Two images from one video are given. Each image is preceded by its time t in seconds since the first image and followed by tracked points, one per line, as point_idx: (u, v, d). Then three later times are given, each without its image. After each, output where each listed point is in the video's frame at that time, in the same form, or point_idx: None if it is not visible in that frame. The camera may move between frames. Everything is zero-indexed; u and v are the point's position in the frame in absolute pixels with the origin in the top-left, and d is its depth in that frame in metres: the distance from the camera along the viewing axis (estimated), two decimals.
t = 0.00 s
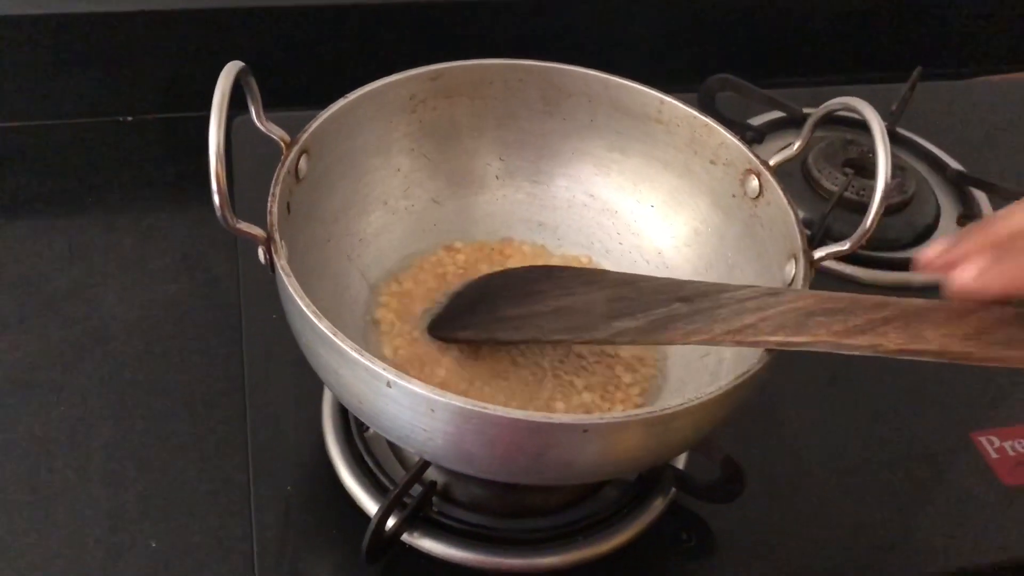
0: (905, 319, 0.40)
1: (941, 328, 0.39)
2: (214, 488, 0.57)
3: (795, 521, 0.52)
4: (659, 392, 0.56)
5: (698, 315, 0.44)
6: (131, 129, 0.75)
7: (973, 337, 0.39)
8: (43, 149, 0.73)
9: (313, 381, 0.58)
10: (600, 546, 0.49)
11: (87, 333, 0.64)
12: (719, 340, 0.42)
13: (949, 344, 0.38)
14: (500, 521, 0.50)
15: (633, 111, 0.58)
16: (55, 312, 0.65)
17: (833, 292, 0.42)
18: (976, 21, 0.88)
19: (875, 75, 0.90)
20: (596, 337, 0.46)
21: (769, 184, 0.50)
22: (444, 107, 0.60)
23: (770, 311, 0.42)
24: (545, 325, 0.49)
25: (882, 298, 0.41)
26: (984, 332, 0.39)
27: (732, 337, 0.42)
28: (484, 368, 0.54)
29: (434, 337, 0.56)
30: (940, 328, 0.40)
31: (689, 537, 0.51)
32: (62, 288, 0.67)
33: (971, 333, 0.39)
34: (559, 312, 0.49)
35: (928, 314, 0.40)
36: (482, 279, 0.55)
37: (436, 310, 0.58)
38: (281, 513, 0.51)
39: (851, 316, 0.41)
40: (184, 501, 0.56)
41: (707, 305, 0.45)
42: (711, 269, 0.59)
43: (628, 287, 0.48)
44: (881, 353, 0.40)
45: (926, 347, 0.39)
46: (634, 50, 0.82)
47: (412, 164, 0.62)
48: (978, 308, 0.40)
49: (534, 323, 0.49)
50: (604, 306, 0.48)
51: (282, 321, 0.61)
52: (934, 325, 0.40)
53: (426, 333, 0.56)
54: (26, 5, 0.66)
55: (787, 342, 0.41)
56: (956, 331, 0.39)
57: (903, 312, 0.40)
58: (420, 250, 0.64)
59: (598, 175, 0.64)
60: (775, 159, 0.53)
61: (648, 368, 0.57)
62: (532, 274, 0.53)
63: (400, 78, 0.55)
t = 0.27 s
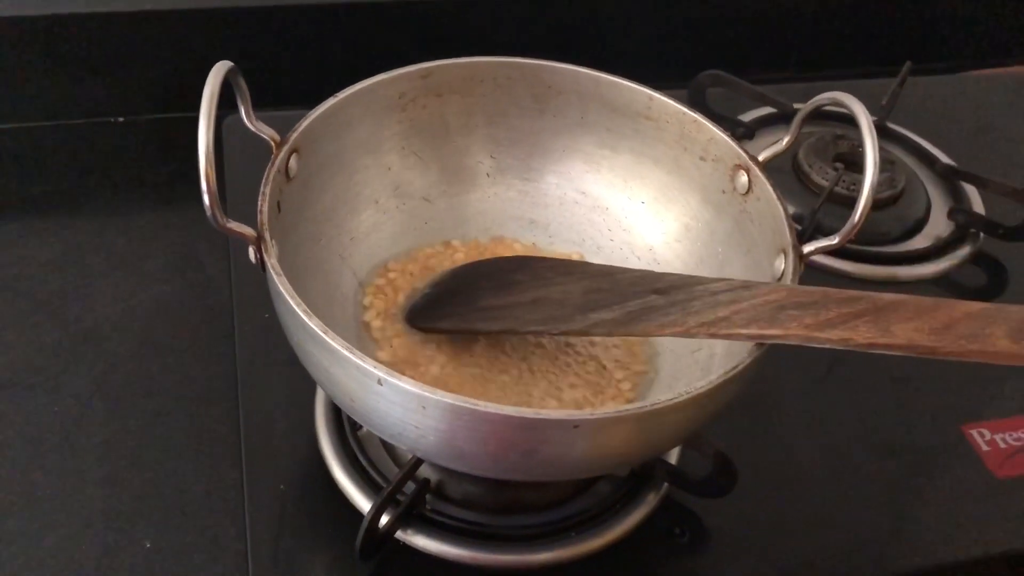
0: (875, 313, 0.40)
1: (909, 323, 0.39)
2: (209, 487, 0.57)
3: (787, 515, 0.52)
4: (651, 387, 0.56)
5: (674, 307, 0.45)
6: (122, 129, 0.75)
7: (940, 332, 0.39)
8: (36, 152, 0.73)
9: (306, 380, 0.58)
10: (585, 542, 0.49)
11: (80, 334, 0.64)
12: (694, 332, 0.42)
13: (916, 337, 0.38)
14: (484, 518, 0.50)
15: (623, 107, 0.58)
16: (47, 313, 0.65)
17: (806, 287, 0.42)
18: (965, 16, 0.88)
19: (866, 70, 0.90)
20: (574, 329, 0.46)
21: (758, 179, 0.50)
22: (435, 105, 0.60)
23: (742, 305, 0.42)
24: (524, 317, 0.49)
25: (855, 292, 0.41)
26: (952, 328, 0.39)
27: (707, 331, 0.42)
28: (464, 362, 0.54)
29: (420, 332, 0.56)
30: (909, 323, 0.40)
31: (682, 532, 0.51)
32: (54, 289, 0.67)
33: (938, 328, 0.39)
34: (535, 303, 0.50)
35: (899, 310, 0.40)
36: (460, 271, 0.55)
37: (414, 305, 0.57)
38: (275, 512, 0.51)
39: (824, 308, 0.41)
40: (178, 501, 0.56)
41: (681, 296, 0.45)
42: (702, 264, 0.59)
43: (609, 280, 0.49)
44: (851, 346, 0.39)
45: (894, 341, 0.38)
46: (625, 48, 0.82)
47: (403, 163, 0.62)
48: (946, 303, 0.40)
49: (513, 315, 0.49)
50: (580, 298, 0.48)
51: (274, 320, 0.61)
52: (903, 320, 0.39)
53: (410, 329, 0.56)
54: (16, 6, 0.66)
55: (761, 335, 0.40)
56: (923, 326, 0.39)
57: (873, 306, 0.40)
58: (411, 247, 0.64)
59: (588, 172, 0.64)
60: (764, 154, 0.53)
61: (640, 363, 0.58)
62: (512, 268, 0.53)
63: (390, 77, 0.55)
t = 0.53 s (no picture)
0: (871, 307, 0.40)
1: (905, 317, 0.39)
2: (207, 487, 0.57)
3: (784, 510, 0.53)
4: (648, 383, 0.56)
5: (670, 303, 0.45)
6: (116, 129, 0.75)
7: (937, 325, 0.39)
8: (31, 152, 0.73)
9: (304, 378, 0.58)
10: (583, 538, 0.49)
11: (76, 334, 0.64)
12: (691, 327, 0.42)
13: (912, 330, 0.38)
14: (481, 515, 0.50)
15: (618, 104, 0.58)
16: (43, 313, 0.65)
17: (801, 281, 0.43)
18: (959, 13, 0.89)
19: (860, 68, 0.90)
20: (569, 325, 0.46)
21: (754, 174, 0.51)
22: (430, 103, 0.60)
23: (737, 300, 0.42)
24: (520, 313, 0.49)
25: (850, 287, 0.41)
26: (948, 321, 0.39)
27: (703, 325, 0.42)
28: (459, 359, 0.54)
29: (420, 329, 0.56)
30: (904, 316, 0.40)
31: (680, 527, 0.51)
32: (50, 289, 0.67)
33: (933, 321, 0.39)
34: (530, 299, 0.50)
35: (894, 303, 0.40)
36: (455, 269, 0.55)
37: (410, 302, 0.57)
38: (273, 511, 0.51)
39: (822, 303, 0.41)
40: (176, 501, 0.56)
41: (677, 292, 0.45)
42: (698, 260, 0.59)
43: (604, 276, 0.49)
44: (847, 340, 0.39)
45: (890, 334, 0.39)
46: (620, 46, 0.82)
47: (399, 161, 0.63)
48: (942, 297, 0.40)
49: (508, 312, 0.49)
50: (576, 294, 0.48)
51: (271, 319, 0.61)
52: (899, 314, 0.40)
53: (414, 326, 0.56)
54: (11, 6, 0.66)
55: (757, 329, 0.40)
56: (919, 320, 0.39)
57: (867, 300, 0.41)
58: (408, 245, 0.64)
59: (583, 169, 0.64)
60: (758, 150, 0.53)
61: (637, 359, 0.58)
62: (507, 264, 0.53)
63: (385, 75, 0.55)
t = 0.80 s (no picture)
0: (867, 303, 0.40)
1: (901, 312, 0.40)
2: (208, 485, 0.57)
3: (783, 504, 0.53)
4: (647, 380, 0.56)
5: (668, 300, 0.45)
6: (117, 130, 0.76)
7: (933, 320, 0.39)
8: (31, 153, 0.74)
9: (304, 377, 0.58)
10: (583, 534, 0.49)
11: (76, 334, 0.65)
12: (689, 324, 0.43)
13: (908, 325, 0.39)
14: (481, 512, 0.50)
15: (615, 103, 0.58)
16: (43, 314, 0.65)
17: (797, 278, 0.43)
18: (953, 13, 0.89)
19: (855, 67, 0.91)
20: (568, 322, 0.47)
21: (750, 172, 0.51)
22: (428, 103, 0.60)
23: (735, 296, 0.43)
24: (518, 311, 0.49)
25: (847, 283, 0.42)
26: (944, 316, 0.39)
27: (700, 322, 0.42)
28: (458, 357, 0.54)
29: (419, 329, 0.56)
30: (900, 312, 0.40)
31: (678, 523, 0.52)
32: (49, 290, 0.67)
33: (929, 316, 0.40)
34: (529, 297, 0.50)
35: (890, 299, 0.41)
36: (453, 267, 0.56)
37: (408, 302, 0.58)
38: (274, 509, 0.51)
39: (817, 298, 0.41)
40: (178, 500, 0.56)
41: (675, 289, 0.45)
42: (696, 258, 0.59)
43: (602, 274, 0.49)
44: (844, 335, 0.40)
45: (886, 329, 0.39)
46: (616, 47, 0.83)
47: (398, 160, 0.63)
48: (937, 292, 0.40)
49: (507, 310, 0.50)
50: (575, 291, 0.49)
51: (271, 318, 0.61)
52: (895, 310, 0.40)
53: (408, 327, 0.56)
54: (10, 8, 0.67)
55: (755, 325, 0.41)
56: (915, 315, 0.40)
57: (864, 296, 0.41)
58: (407, 244, 0.64)
59: (581, 168, 0.65)
60: (755, 148, 0.54)
61: (636, 356, 0.58)
62: (506, 262, 0.53)
63: (383, 75, 0.56)
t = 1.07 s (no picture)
0: (861, 300, 0.41)
1: (894, 309, 0.40)
2: (207, 485, 0.57)
3: (778, 502, 0.53)
4: (643, 379, 0.57)
5: (664, 299, 0.45)
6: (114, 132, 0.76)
7: (925, 317, 0.40)
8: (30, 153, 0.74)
9: (302, 377, 0.58)
10: (580, 532, 0.50)
11: (74, 334, 0.65)
12: (685, 322, 0.43)
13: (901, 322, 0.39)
14: (479, 510, 0.51)
15: (611, 104, 0.59)
16: (41, 315, 0.66)
17: (791, 277, 0.43)
18: (946, 14, 0.90)
19: (849, 67, 0.91)
20: (564, 321, 0.47)
21: (745, 172, 0.51)
22: (425, 104, 0.61)
23: (731, 295, 0.43)
24: (515, 310, 0.50)
25: (840, 281, 0.42)
26: (936, 313, 0.40)
27: (695, 320, 0.43)
28: (456, 356, 0.54)
29: (415, 329, 0.56)
30: (893, 309, 0.40)
31: (675, 521, 0.52)
32: (46, 291, 0.67)
33: (921, 314, 0.40)
34: (526, 296, 0.50)
35: (883, 296, 0.41)
36: (450, 267, 0.56)
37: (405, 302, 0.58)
38: (273, 508, 0.51)
39: (811, 296, 0.42)
40: (177, 499, 0.57)
41: (671, 288, 0.46)
42: (691, 257, 0.60)
43: (598, 273, 0.49)
44: (838, 333, 0.40)
45: (879, 326, 0.39)
46: (612, 48, 0.83)
47: (395, 161, 0.63)
48: (930, 290, 0.41)
49: (504, 309, 0.50)
50: (572, 290, 0.49)
51: (269, 318, 0.61)
52: (888, 307, 0.40)
53: (406, 326, 0.56)
54: (8, 11, 0.67)
55: (750, 323, 0.41)
56: (908, 312, 0.40)
57: (857, 293, 0.41)
58: (404, 245, 0.64)
59: (577, 168, 0.65)
60: (749, 148, 0.54)
61: (632, 355, 0.58)
62: (503, 262, 0.54)
63: (381, 76, 0.56)
